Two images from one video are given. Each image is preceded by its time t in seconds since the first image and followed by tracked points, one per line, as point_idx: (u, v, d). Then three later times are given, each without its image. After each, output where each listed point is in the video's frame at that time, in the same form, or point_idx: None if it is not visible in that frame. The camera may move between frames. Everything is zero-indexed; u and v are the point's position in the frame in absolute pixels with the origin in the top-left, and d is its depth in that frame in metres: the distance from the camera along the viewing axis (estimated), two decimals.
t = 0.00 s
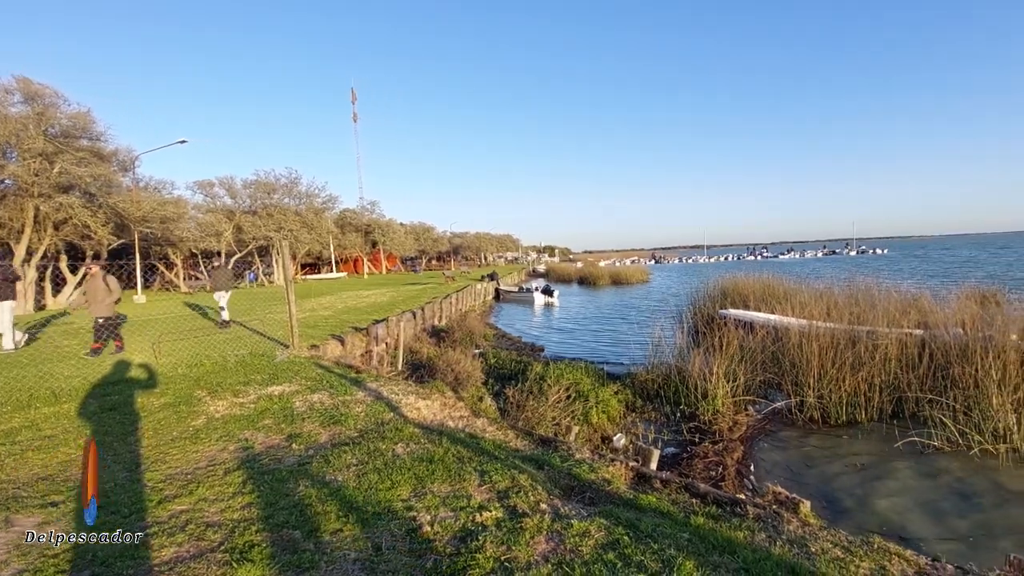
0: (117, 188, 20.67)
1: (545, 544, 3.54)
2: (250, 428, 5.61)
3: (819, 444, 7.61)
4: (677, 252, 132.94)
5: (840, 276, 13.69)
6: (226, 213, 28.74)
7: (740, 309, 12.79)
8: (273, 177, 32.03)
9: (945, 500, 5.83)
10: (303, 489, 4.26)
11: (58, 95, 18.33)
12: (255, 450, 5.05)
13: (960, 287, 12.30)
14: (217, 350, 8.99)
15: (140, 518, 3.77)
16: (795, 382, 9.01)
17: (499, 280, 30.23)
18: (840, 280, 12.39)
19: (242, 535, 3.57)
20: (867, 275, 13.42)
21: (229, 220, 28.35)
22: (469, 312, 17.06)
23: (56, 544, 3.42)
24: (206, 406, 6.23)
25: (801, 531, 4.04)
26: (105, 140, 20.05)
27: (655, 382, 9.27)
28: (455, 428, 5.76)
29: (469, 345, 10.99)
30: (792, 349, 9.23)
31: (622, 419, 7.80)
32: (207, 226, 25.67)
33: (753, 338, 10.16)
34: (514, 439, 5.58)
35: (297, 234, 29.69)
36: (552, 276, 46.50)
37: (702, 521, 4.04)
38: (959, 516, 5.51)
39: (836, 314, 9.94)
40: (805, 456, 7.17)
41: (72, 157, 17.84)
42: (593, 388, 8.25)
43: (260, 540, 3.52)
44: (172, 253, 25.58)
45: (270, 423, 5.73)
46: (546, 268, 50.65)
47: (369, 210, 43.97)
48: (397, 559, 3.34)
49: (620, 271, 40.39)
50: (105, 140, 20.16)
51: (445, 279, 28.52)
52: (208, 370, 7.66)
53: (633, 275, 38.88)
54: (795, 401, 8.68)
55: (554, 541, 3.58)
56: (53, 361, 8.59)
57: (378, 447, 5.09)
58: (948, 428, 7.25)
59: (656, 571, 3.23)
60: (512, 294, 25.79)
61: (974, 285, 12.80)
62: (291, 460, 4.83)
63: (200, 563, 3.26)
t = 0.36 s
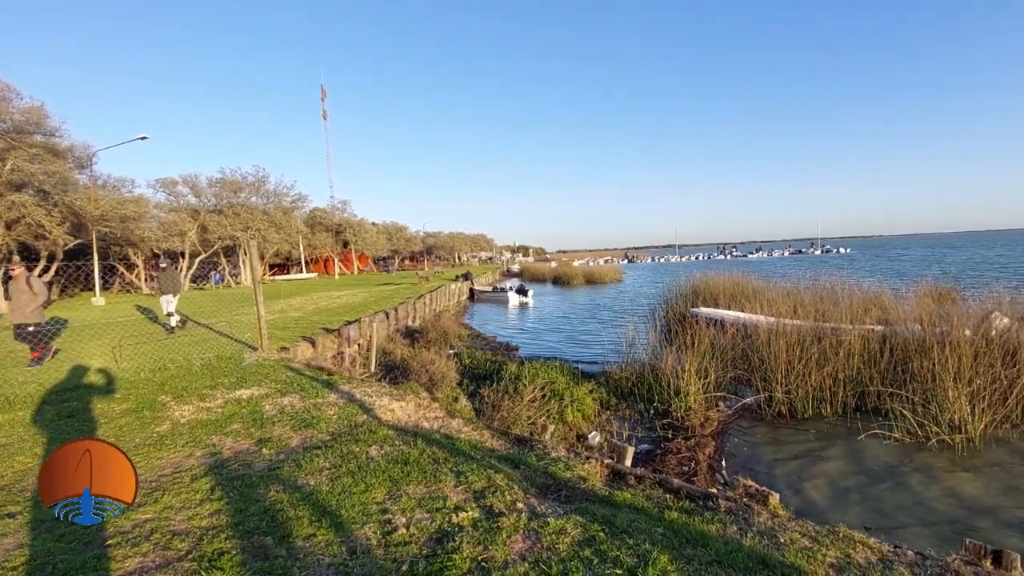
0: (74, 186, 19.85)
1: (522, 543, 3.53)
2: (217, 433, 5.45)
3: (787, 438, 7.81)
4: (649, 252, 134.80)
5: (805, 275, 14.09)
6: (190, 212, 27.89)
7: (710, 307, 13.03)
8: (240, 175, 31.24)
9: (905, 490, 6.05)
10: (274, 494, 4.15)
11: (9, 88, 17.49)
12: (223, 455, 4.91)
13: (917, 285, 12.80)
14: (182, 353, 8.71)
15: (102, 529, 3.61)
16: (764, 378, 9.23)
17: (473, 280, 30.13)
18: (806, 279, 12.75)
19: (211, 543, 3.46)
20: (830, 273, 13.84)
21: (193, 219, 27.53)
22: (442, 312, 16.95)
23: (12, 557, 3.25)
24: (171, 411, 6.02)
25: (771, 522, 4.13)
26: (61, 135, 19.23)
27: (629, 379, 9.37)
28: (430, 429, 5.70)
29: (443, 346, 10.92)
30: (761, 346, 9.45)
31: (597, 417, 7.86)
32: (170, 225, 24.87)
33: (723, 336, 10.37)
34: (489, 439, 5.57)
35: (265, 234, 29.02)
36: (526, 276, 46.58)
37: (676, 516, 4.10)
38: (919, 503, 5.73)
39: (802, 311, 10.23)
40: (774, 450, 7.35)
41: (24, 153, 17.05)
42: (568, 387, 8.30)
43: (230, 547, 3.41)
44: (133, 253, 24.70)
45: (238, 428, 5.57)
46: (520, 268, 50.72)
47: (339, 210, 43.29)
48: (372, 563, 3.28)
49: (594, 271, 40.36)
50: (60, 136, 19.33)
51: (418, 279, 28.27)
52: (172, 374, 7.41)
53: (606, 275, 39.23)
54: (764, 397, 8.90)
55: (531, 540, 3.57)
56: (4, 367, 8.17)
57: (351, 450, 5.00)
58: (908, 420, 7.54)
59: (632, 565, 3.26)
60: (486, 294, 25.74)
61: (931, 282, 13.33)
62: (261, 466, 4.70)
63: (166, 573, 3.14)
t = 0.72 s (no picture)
0: (22, 182, 18.92)
1: (495, 542, 3.52)
2: (179, 439, 5.26)
3: (753, 432, 8.00)
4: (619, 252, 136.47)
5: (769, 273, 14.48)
6: (148, 211, 26.91)
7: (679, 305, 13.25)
8: (201, 172, 30.30)
9: (865, 480, 6.28)
10: (240, 501, 4.03)
11: None
12: (185, 462, 4.73)
13: (874, 283, 13.32)
14: (140, 357, 8.38)
15: (55, 541, 3.44)
16: (731, 374, 9.43)
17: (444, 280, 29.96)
18: (770, 277, 13.08)
19: (173, 552, 3.34)
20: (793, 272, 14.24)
21: (152, 217, 26.57)
22: (413, 313, 16.78)
23: None
24: (129, 418, 5.78)
25: (738, 514, 4.21)
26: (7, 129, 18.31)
27: (600, 378, 9.46)
28: (401, 431, 5.63)
29: (414, 346, 10.82)
30: (728, 343, 9.66)
31: (569, 416, 7.90)
32: (127, 224, 23.94)
33: (692, 334, 10.57)
34: (461, 439, 5.53)
35: (228, 233, 28.22)
36: (497, 276, 46.56)
37: (647, 511, 4.15)
38: (878, 492, 5.95)
39: (766, 309, 10.52)
40: (740, 444, 7.52)
41: None
42: (540, 385, 8.32)
43: (192, 556, 3.30)
44: (87, 253, 23.70)
45: (201, 433, 5.39)
46: (492, 267, 50.70)
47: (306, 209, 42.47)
48: (342, 567, 3.22)
49: (564, 270, 40.58)
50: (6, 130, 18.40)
51: (389, 279, 27.95)
52: (130, 379, 7.12)
53: (577, 275, 39.53)
54: (731, 392, 9.10)
55: (504, 539, 3.56)
56: None
57: (320, 453, 4.90)
58: (867, 413, 7.83)
59: (604, 561, 3.29)
60: (458, 293, 25.61)
61: (887, 280, 13.89)
62: (225, 471, 4.56)
63: None
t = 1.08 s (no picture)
0: None
1: (472, 542, 3.49)
2: (144, 443, 5.09)
3: (726, 428, 8.14)
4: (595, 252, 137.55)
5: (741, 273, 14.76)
6: (111, 208, 26.02)
7: (654, 304, 13.41)
8: (167, 168, 29.43)
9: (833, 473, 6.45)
10: (208, 506, 3.92)
11: None
12: (150, 467, 4.58)
13: (841, 281, 13.71)
14: (102, 359, 8.09)
15: (11, 551, 3.29)
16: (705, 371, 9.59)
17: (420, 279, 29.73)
18: (742, 276, 13.35)
19: (138, 560, 3.22)
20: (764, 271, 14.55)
21: (115, 215, 25.71)
22: (389, 312, 16.60)
23: None
24: (90, 422, 5.57)
25: (711, 508, 4.28)
26: None
27: (577, 376, 9.50)
28: (376, 431, 5.56)
29: (389, 346, 10.69)
30: (701, 341, 9.81)
31: (546, 414, 7.91)
32: (88, 222, 23.10)
33: (667, 332, 10.70)
34: (438, 439, 5.49)
35: (196, 231, 27.50)
36: (474, 275, 46.44)
37: (622, 507, 4.18)
38: (846, 485, 6.11)
39: (739, 307, 10.72)
40: (713, 440, 7.64)
41: None
42: (517, 384, 8.32)
43: (159, 564, 3.19)
44: (45, 252, 22.79)
45: (167, 437, 5.23)
46: (468, 267, 50.53)
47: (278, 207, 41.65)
48: (315, 571, 3.16)
49: (540, 270, 40.70)
50: None
51: (363, 279, 27.61)
52: (92, 381, 6.87)
53: (554, 274, 39.68)
54: (705, 389, 9.25)
55: (480, 538, 3.54)
56: None
57: (292, 455, 4.80)
58: (834, 407, 8.04)
59: (581, 558, 3.29)
60: (434, 293, 25.45)
61: (853, 279, 14.30)
62: (193, 476, 4.42)
63: None
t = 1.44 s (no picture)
0: None
1: (440, 542, 3.45)
2: (98, 448, 4.87)
3: (694, 424, 8.27)
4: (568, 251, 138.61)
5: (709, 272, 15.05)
6: (63, 203, 24.86)
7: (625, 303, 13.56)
8: (123, 162, 28.30)
9: (796, 465, 6.63)
10: (166, 512, 3.78)
11: None
12: (104, 473, 4.39)
13: (804, 280, 14.13)
14: (53, 361, 7.72)
15: None
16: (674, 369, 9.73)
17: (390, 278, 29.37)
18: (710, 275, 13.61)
19: (90, 570, 3.08)
20: (731, 270, 14.87)
21: (67, 210, 24.59)
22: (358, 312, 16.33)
23: None
24: (39, 427, 5.31)
25: (678, 503, 4.34)
26: None
27: (548, 374, 9.53)
28: (343, 432, 5.46)
29: (358, 346, 10.53)
30: (670, 338, 9.96)
31: (517, 413, 7.92)
32: (38, 218, 22.03)
33: (636, 330, 10.84)
34: (407, 439, 5.42)
35: (155, 227, 26.54)
36: (446, 274, 46.18)
37: (592, 504, 4.20)
38: (809, 477, 6.29)
39: (706, 305, 10.94)
40: (682, 436, 7.75)
41: None
42: (488, 383, 8.28)
43: (112, 573, 3.06)
44: None
45: (123, 442, 5.02)
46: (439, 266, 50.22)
47: (242, 204, 40.56)
48: None
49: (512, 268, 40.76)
50: None
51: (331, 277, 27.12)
52: (41, 385, 6.55)
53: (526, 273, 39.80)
54: (674, 387, 9.39)
55: (449, 538, 3.51)
56: None
57: (255, 459, 4.66)
58: (798, 403, 8.27)
59: (550, 555, 3.29)
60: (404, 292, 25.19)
61: (815, 278, 14.76)
62: (150, 481, 4.25)
63: None
